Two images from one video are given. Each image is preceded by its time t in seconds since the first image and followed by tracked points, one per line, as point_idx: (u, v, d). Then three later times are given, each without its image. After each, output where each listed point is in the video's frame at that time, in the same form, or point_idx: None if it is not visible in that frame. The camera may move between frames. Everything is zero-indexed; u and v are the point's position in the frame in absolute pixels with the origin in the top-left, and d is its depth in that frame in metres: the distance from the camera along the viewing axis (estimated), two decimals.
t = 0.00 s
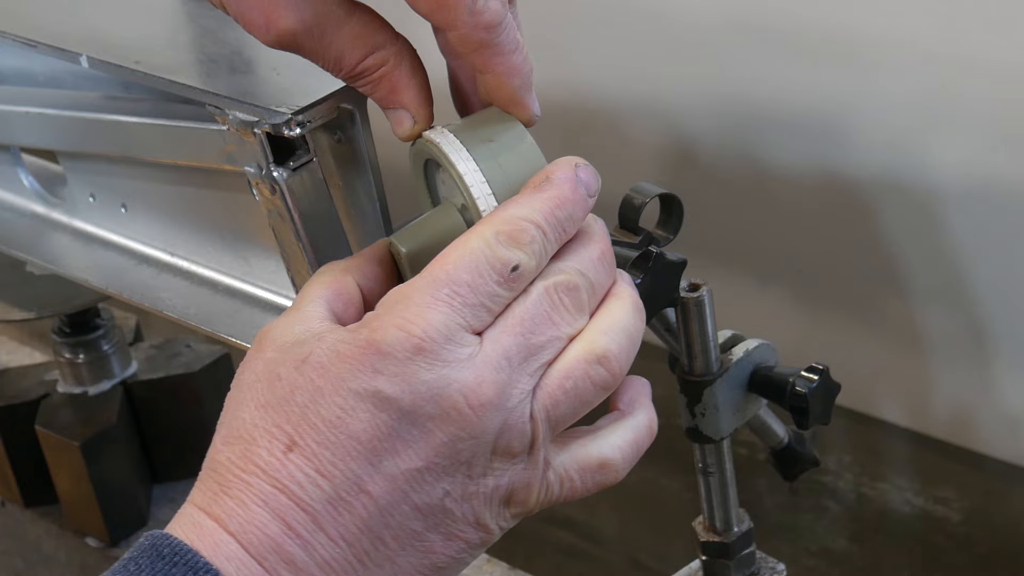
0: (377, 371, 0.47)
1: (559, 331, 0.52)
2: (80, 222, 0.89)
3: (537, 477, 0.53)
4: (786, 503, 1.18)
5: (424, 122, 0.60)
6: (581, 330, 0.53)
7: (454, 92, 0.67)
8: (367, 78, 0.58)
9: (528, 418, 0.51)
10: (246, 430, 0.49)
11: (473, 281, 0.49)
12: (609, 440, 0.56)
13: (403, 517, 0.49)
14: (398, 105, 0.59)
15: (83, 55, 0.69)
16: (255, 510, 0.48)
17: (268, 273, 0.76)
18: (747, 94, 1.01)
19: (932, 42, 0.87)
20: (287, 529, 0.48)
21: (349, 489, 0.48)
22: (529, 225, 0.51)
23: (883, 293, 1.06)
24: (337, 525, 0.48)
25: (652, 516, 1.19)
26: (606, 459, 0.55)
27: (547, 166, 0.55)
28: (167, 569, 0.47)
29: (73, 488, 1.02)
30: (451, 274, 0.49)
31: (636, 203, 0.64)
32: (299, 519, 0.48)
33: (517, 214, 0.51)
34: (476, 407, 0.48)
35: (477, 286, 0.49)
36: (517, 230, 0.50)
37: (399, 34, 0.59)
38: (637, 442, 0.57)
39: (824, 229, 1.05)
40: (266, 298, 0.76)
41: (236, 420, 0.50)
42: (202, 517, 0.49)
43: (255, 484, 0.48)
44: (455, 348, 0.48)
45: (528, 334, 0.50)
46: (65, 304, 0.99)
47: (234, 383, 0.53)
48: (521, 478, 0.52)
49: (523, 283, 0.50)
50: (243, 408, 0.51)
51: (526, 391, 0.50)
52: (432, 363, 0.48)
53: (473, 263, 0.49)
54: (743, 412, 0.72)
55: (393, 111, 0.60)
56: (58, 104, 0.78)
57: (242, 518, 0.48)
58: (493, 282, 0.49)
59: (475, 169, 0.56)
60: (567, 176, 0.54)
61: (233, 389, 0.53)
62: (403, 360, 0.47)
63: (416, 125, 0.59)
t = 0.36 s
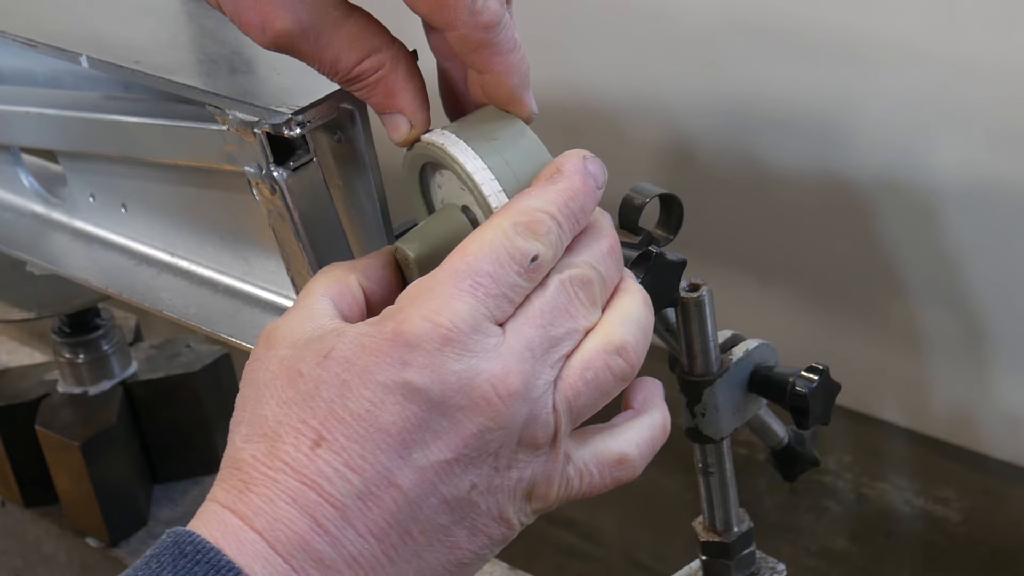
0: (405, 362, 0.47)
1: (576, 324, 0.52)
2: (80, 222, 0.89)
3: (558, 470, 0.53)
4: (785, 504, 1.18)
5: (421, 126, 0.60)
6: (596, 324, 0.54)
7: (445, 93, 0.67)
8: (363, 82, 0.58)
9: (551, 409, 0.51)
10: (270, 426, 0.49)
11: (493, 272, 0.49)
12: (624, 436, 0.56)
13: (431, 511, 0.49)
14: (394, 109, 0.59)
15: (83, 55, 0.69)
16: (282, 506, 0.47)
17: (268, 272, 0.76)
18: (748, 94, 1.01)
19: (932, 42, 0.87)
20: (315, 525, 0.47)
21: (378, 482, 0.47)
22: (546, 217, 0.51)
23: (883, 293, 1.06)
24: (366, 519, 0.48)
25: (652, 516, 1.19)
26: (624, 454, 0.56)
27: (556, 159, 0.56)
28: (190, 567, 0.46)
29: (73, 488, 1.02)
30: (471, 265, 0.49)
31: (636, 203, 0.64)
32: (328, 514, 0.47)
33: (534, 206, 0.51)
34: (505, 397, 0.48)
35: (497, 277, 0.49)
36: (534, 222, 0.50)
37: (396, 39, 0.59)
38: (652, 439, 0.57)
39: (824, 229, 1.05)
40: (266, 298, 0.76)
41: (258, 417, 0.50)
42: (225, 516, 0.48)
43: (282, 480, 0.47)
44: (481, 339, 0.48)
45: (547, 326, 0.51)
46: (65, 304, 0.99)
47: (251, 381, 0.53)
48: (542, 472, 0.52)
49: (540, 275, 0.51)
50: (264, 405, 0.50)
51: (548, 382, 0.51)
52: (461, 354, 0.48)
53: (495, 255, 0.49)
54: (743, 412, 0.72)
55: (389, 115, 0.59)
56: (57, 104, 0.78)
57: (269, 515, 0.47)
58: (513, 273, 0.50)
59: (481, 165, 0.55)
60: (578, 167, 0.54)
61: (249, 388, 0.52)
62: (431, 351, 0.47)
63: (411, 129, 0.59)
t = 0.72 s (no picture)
0: (429, 345, 0.47)
1: (589, 310, 0.53)
2: (80, 222, 0.89)
3: (578, 457, 0.53)
4: (784, 503, 1.17)
5: (420, 130, 0.59)
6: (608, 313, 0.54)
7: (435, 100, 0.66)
8: (360, 86, 0.58)
9: (573, 395, 0.51)
10: (291, 416, 0.48)
11: (511, 258, 0.49)
12: (644, 425, 0.57)
13: (456, 496, 0.49)
14: (393, 113, 0.58)
15: (83, 55, 0.69)
16: (308, 493, 0.46)
17: (268, 272, 0.76)
18: (747, 94, 1.01)
19: (932, 42, 0.87)
20: (340, 513, 0.46)
21: (405, 467, 0.47)
22: (559, 205, 0.51)
23: (883, 293, 1.06)
24: (393, 505, 0.47)
25: (652, 516, 1.19)
26: (644, 443, 0.56)
27: (563, 152, 0.56)
28: (211, 559, 0.45)
29: (73, 488, 1.02)
30: (490, 249, 0.49)
31: (635, 203, 0.64)
32: (354, 502, 0.46)
33: (546, 194, 0.51)
34: (530, 377, 0.48)
35: (515, 263, 0.49)
36: (547, 209, 0.51)
37: (394, 44, 0.59)
38: (667, 426, 0.58)
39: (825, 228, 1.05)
40: (266, 298, 0.76)
41: (277, 407, 0.49)
42: (247, 506, 0.47)
43: (306, 468, 0.47)
44: (503, 321, 0.48)
45: (564, 312, 0.51)
46: (65, 304, 0.99)
47: (264, 374, 0.52)
48: (562, 459, 0.52)
49: (556, 262, 0.51)
50: (283, 395, 0.49)
51: (568, 367, 0.51)
52: (485, 336, 0.48)
53: (513, 239, 0.49)
54: (743, 412, 0.72)
55: (387, 120, 0.59)
56: (57, 104, 0.78)
57: (294, 502, 0.46)
58: (531, 259, 0.50)
59: (492, 164, 0.55)
60: (586, 159, 0.55)
61: (262, 380, 0.51)
62: (455, 333, 0.47)
63: (410, 133, 0.58)
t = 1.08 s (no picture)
0: (464, 326, 0.46)
1: (608, 294, 0.53)
2: (80, 222, 0.89)
3: (609, 442, 0.52)
4: (785, 503, 1.17)
5: (417, 136, 0.58)
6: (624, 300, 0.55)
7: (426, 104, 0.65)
8: (356, 92, 0.57)
9: (601, 376, 0.50)
10: (326, 403, 0.47)
11: (535, 240, 0.49)
12: (669, 411, 0.56)
13: (494, 480, 0.47)
14: (389, 119, 0.58)
15: (83, 55, 0.69)
16: (349, 479, 0.45)
17: (268, 272, 0.75)
18: (747, 94, 1.01)
19: (930, 43, 0.87)
20: (382, 499, 0.45)
21: (446, 450, 0.46)
22: (574, 189, 0.51)
23: (883, 293, 1.06)
24: (435, 489, 0.45)
25: (652, 516, 1.19)
26: (670, 428, 0.56)
27: (567, 143, 0.56)
28: (248, 546, 0.44)
29: (73, 488, 1.02)
30: (514, 232, 0.49)
31: (635, 203, 0.64)
32: (397, 486, 0.45)
33: (560, 178, 0.52)
34: (563, 356, 0.48)
35: (539, 245, 0.49)
36: (563, 194, 0.51)
37: (387, 50, 0.58)
38: (688, 411, 0.58)
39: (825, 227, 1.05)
40: (266, 298, 0.76)
41: (311, 394, 0.48)
42: (286, 495, 0.45)
43: (346, 454, 0.45)
44: (532, 302, 0.48)
45: (587, 295, 0.51)
46: (65, 304, 0.99)
47: (291, 365, 0.50)
48: (593, 444, 0.51)
49: (575, 246, 0.51)
50: (316, 382, 0.48)
51: (594, 348, 0.50)
52: (518, 316, 0.47)
53: (536, 222, 0.49)
54: (743, 412, 0.72)
55: (385, 126, 0.58)
56: (57, 104, 0.78)
57: (335, 489, 0.45)
58: (554, 242, 0.50)
59: (503, 161, 0.55)
60: (593, 147, 0.55)
61: (286, 372, 0.50)
62: (489, 313, 0.47)
63: (408, 139, 0.58)
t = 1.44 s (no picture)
0: (504, 308, 0.46)
1: (627, 278, 0.53)
2: (80, 222, 0.89)
3: (639, 422, 0.52)
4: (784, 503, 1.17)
5: (416, 144, 0.58)
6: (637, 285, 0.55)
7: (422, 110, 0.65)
8: (352, 100, 0.57)
9: (630, 356, 0.51)
10: (371, 388, 0.46)
11: (563, 224, 0.49)
12: (689, 391, 0.56)
13: (538, 462, 0.47)
14: (388, 127, 0.57)
15: (83, 55, 0.69)
16: (400, 463, 0.44)
17: (269, 272, 0.75)
18: (747, 94, 1.01)
19: (929, 44, 0.87)
20: (433, 483, 0.44)
21: (495, 432, 0.45)
22: (590, 175, 0.52)
23: (883, 293, 1.05)
24: (485, 471, 0.45)
25: (651, 517, 1.18)
26: (694, 408, 0.56)
27: (567, 138, 0.57)
28: (296, 530, 0.43)
29: (73, 488, 1.02)
30: (543, 217, 0.49)
31: (635, 203, 0.64)
32: (447, 470, 0.44)
33: (573, 164, 0.52)
34: (599, 335, 0.48)
35: (567, 229, 0.49)
36: (580, 179, 0.51)
37: (384, 58, 0.58)
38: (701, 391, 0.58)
39: (826, 226, 1.04)
40: (266, 298, 0.76)
41: (354, 379, 0.46)
42: (335, 481, 0.44)
43: (396, 438, 0.44)
44: (566, 284, 0.48)
45: (610, 278, 0.51)
46: (65, 304, 0.99)
47: (327, 353, 0.48)
48: (627, 423, 0.51)
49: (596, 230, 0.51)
50: (357, 367, 0.47)
51: (623, 329, 0.51)
52: (555, 296, 0.47)
53: (560, 207, 0.49)
54: (743, 412, 0.72)
55: (383, 134, 0.58)
56: (57, 104, 0.78)
57: (387, 474, 0.44)
58: (580, 226, 0.50)
59: (513, 156, 0.55)
60: (598, 140, 0.56)
61: (319, 363, 0.48)
62: (528, 294, 0.46)
63: (407, 146, 0.57)
